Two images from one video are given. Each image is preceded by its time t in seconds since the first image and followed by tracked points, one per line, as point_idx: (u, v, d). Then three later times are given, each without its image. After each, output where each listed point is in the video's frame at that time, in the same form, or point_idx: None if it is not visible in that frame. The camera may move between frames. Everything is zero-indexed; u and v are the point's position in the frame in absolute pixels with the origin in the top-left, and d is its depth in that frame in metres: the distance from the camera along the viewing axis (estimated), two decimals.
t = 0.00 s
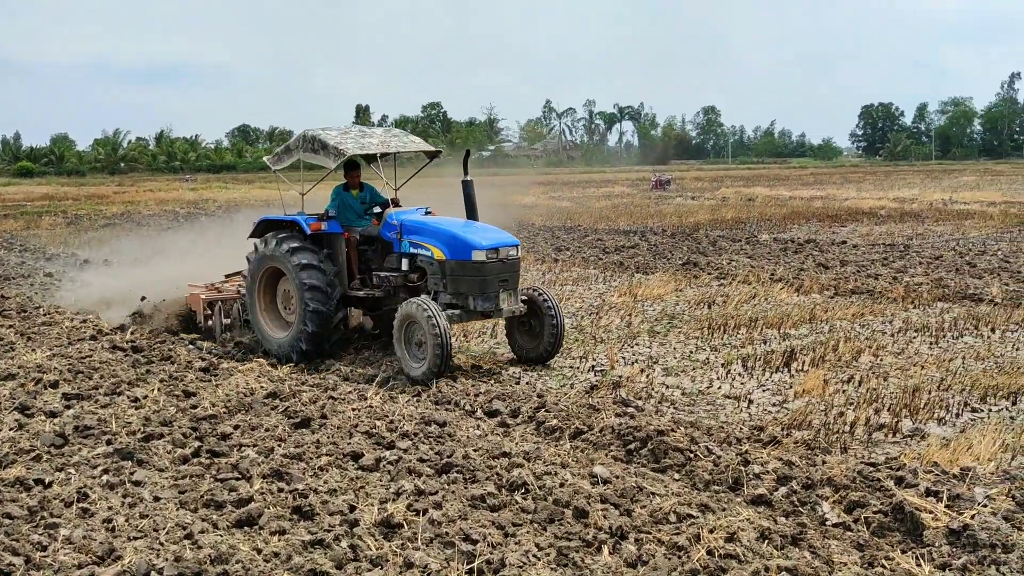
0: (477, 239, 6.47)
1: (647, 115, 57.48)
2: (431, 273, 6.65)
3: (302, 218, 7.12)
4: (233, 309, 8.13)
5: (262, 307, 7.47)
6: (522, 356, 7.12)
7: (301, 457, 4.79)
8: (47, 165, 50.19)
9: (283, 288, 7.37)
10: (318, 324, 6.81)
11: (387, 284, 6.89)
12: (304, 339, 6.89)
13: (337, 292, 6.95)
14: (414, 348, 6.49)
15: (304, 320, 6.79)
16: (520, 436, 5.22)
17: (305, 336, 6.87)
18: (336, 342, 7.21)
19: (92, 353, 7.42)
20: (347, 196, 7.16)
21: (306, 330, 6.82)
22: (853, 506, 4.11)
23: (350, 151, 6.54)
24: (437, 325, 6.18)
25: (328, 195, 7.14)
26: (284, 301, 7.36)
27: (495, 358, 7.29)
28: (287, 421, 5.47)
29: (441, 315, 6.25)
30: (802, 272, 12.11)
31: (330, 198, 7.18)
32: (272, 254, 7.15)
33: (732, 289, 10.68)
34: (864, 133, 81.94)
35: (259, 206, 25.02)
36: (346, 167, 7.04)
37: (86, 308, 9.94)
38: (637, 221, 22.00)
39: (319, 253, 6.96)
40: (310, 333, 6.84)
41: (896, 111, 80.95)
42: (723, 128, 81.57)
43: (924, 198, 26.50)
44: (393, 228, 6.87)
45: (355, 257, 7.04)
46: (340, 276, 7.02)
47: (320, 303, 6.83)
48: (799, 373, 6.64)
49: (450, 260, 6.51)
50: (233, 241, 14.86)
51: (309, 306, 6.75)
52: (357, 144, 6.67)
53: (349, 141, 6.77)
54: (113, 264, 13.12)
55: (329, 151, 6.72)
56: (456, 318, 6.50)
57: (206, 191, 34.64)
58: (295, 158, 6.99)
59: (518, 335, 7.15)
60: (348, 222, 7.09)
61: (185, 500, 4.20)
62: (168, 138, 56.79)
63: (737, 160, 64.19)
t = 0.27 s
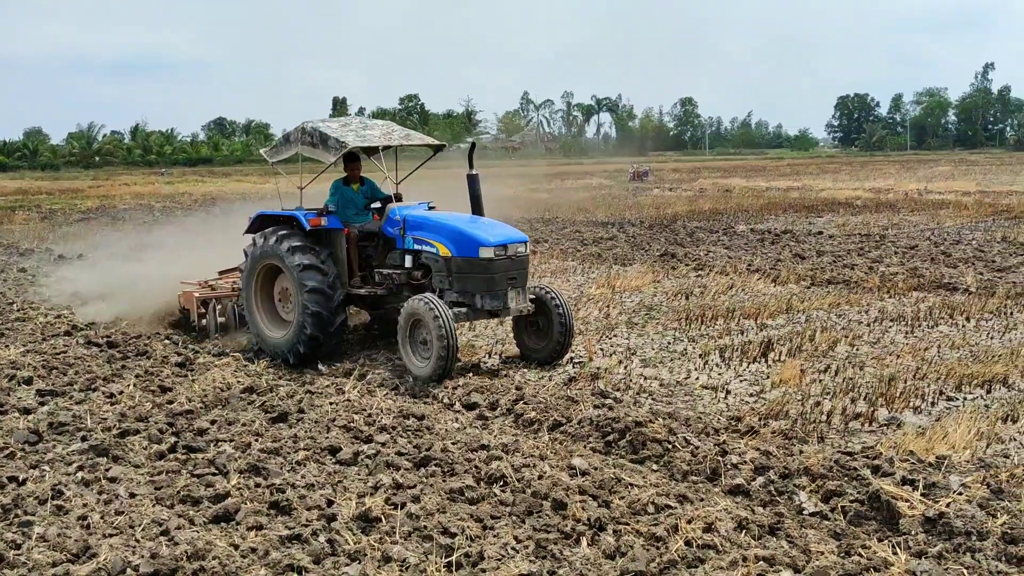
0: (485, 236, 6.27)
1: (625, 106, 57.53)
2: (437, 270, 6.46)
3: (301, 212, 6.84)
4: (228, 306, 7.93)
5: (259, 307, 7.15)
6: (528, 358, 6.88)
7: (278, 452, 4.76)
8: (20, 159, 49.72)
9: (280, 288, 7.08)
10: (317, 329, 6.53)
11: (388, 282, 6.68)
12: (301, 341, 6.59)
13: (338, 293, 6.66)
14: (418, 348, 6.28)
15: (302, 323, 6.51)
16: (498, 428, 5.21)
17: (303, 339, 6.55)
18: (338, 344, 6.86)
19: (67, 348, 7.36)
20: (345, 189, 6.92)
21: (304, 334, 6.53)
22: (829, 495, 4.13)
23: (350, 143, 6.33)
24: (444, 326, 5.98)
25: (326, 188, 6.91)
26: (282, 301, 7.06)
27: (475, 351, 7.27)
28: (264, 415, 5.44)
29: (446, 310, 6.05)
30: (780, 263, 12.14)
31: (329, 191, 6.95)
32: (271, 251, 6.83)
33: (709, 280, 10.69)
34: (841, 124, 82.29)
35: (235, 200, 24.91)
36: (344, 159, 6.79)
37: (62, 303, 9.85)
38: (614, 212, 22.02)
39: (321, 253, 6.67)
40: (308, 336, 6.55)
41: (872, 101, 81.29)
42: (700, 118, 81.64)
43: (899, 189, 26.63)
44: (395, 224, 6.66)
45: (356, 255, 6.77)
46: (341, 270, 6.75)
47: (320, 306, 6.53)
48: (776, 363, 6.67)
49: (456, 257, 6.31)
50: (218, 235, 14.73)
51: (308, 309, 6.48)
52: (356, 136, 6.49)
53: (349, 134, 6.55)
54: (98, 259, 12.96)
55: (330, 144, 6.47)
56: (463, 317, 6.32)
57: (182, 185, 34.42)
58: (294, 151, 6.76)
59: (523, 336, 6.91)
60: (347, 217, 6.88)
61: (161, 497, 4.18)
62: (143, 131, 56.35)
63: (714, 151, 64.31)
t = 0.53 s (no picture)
0: (490, 230, 6.12)
1: (599, 98, 57.59)
2: (440, 265, 6.31)
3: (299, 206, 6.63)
4: (221, 302, 7.52)
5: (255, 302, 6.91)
6: (537, 357, 6.66)
7: (252, 446, 4.74)
8: None
9: (276, 285, 6.87)
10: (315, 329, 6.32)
11: (389, 278, 6.51)
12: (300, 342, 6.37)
13: (338, 293, 6.45)
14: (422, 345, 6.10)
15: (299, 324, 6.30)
16: (474, 421, 5.20)
17: (299, 340, 6.34)
18: (335, 344, 6.65)
19: (38, 344, 7.29)
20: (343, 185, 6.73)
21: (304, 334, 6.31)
22: (803, 484, 4.15)
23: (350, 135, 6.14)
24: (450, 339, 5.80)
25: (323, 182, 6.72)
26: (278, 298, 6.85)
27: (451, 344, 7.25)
28: (238, 410, 5.41)
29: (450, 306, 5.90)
30: (754, 253, 12.19)
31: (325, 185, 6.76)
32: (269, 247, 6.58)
33: (684, 271, 10.73)
34: (815, 114, 82.65)
35: (209, 194, 24.78)
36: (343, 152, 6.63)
37: (33, 299, 9.76)
38: (589, 204, 22.05)
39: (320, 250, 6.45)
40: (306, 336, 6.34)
41: (846, 92, 81.70)
42: (675, 110, 81.79)
43: (873, 179, 26.78)
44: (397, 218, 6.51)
45: (356, 251, 6.60)
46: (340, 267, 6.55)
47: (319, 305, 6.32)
48: (750, 353, 6.70)
49: (461, 251, 6.17)
50: (201, 229, 14.58)
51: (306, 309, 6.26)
52: (355, 127, 6.30)
53: (349, 125, 6.35)
54: (75, 255, 12.81)
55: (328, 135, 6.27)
56: (467, 314, 6.17)
57: (155, 178, 34.18)
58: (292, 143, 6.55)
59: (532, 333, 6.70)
60: (344, 212, 6.70)
61: (134, 493, 4.14)
62: (115, 125, 55.89)
63: (689, 143, 64.46)
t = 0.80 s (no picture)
0: (499, 224, 5.84)
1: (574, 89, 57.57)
2: (447, 260, 6.05)
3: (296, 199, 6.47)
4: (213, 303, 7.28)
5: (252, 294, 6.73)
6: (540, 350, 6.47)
7: (225, 441, 4.71)
8: None
9: (274, 280, 6.68)
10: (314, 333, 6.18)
11: (393, 274, 6.33)
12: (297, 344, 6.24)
13: (338, 296, 6.27)
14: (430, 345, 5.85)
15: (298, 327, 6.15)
16: (449, 413, 5.20)
17: (297, 344, 6.19)
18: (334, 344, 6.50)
19: (9, 340, 7.23)
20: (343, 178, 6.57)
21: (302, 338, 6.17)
22: (776, 472, 4.18)
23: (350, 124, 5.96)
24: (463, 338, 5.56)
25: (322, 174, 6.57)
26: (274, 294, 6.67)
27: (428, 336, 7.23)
28: (211, 404, 5.38)
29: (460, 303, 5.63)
30: (728, 243, 12.23)
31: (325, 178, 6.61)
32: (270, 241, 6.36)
33: (658, 261, 10.75)
34: (788, 104, 82.98)
35: (181, 188, 24.64)
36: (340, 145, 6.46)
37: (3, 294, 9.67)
38: (564, 195, 22.06)
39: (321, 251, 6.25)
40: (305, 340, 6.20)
41: (819, 82, 82.08)
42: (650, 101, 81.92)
43: (847, 169, 26.92)
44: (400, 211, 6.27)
45: (356, 243, 6.46)
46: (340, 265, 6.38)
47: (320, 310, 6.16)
48: (724, 342, 6.73)
49: (468, 246, 5.92)
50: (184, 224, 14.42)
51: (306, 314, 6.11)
52: (355, 116, 6.13)
53: (348, 114, 6.17)
54: (46, 250, 12.71)
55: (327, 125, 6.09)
56: (476, 311, 5.90)
57: (127, 173, 33.93)
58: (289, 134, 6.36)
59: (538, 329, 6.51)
60: (345, 205, 6.53)
61: (106, 489, 4.11)
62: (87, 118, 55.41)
63: (663, 134, 64.56)
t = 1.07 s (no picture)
0: (509, 219, 5.63)
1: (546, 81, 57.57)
2: (453, 257, 5.86)
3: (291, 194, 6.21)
4: (203, 301, 7.07)
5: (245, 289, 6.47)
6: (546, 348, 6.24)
7: (194, 435, 4.68)
8: None
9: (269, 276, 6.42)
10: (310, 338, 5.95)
11: (394, 271, 6.09)
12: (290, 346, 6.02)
13: (338, 300, 6.04)
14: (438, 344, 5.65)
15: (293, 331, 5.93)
16: (420, 405, 5.18)
17: (292, 347, 5.98)
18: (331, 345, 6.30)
19: None
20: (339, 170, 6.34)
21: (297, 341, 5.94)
22: (746, 460, 4.20)
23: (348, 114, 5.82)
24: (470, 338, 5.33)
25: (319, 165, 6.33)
26: (268, 291, 6.44)
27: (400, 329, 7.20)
28: (180, 399, 5.34)
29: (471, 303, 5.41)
30: (699, 234, 12.28)
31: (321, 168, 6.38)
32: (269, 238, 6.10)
33: (630, 252, 10.77)
34: (759, 96, 83.30)
35: (150, 182, 24.46)
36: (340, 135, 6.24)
37: None
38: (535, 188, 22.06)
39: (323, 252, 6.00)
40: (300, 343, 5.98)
41: (790, 74, 82.46)
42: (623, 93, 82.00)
43: (817, 159, 27.07)
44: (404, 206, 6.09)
45: (354, 240, 6.23)
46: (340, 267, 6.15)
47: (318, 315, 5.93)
48: (694, 332, 6.75)
49: (476, 242, 5.72)
50: (162, 218, 14.26)
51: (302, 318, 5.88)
52: (353, 106, 5.98)
53: (346, 103, 6.03)
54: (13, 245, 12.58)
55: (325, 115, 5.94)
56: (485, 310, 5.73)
57: (96, 168, 33.63)
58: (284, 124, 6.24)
59: (544, 329, 6.28)
60: (343, 199, 6.34)
61: (73, 484, 4.07)
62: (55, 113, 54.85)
63: (635, 125, 64.67)
